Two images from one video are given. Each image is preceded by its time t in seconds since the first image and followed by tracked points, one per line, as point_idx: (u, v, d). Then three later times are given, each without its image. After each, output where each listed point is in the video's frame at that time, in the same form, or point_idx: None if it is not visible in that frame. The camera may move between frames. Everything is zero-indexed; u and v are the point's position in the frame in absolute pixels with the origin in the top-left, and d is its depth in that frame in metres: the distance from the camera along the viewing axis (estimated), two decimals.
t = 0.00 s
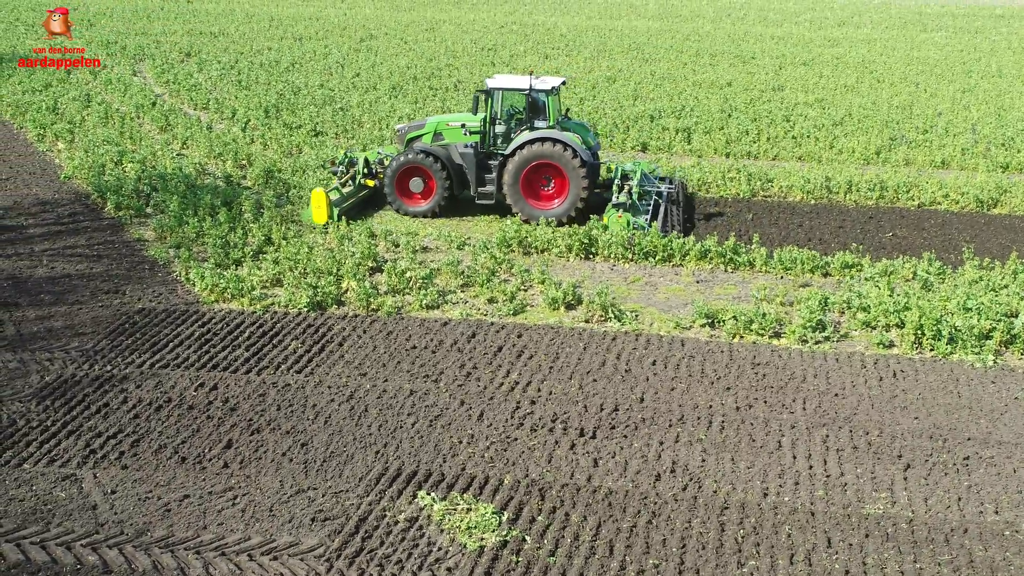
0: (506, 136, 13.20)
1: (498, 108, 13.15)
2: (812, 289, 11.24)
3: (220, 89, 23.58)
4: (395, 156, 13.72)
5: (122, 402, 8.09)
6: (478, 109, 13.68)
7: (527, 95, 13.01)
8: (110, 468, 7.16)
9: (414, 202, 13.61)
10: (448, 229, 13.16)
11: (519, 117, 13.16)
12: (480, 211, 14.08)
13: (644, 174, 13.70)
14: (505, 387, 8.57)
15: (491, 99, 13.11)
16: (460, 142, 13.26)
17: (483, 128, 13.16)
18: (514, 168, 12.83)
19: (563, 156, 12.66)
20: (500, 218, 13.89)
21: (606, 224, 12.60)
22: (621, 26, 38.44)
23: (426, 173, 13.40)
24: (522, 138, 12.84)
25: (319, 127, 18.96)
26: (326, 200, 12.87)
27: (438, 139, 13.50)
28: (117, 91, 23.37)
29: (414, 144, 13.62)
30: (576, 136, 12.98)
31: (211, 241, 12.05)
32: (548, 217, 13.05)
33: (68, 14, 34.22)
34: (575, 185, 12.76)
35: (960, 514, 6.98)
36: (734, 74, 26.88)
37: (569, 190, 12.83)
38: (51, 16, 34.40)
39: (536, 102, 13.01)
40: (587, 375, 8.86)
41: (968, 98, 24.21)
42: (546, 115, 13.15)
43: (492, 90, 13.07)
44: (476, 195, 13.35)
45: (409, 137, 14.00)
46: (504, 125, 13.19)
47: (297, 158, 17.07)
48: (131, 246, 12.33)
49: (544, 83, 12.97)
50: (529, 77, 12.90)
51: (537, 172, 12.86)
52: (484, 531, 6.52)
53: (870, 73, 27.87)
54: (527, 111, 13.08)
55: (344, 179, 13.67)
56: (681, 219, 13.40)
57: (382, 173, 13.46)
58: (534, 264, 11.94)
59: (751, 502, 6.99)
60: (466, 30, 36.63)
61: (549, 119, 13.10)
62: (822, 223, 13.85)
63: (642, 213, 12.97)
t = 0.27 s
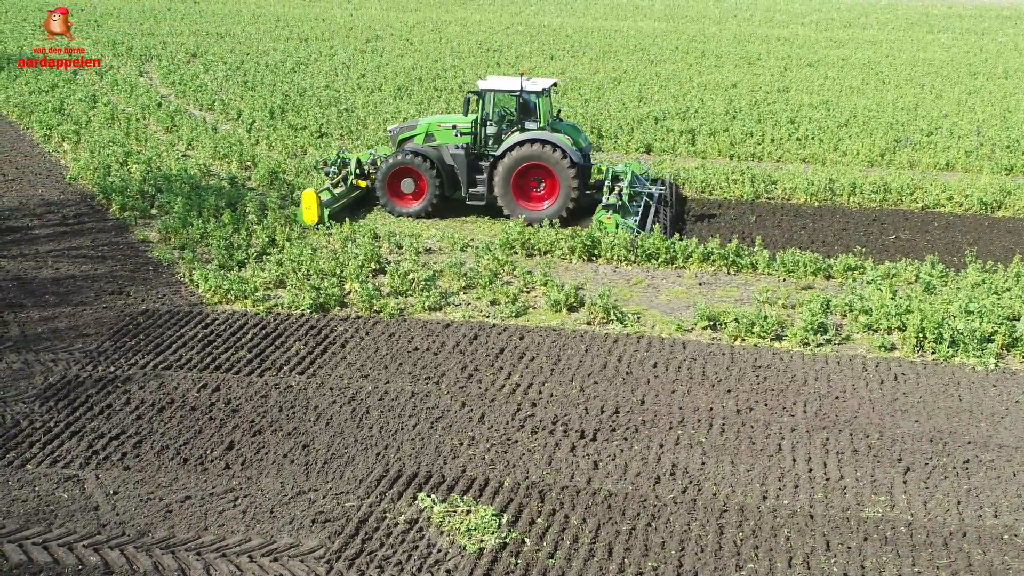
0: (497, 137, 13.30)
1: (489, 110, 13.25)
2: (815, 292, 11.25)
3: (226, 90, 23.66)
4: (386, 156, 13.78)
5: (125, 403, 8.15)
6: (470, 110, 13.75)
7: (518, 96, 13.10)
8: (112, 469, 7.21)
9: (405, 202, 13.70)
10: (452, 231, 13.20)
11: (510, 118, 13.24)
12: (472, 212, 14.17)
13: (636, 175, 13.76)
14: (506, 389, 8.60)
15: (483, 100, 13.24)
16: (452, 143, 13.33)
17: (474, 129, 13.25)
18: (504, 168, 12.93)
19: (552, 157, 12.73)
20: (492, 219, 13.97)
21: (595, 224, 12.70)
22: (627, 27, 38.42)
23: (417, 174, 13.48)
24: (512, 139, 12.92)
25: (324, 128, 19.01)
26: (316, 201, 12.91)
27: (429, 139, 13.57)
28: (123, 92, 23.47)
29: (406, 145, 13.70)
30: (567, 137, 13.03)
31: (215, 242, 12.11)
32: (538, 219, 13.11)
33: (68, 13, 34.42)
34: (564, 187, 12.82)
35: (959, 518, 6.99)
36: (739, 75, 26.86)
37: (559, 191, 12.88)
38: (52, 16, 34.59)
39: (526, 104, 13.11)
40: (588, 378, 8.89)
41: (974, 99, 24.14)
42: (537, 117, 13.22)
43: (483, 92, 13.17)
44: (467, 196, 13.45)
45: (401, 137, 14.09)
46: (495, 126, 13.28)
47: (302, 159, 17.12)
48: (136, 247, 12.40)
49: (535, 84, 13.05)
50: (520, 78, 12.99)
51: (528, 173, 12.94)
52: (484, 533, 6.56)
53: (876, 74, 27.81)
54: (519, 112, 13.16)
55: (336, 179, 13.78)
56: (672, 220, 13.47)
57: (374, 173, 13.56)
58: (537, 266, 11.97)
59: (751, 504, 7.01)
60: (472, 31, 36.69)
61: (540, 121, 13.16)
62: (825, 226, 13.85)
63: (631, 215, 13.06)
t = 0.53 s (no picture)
0: (488, 137, 13.40)
1: (481, 110, 13.33)
2: (817, 293, 11.25)
3: (232, 90, 23.73)
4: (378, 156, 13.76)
5: (128, 403, 8.19)
6: (462, 110, 13.82)
7: (509, 96, 13.14)
8: (113, 468, 7.25)
9: (396, 202, 13.74)
10: (455, 232, 13.23)
11: (502, 118, 13.30)
12: (463, 211, 14.23)
13: (625, 176, 13.76)
14: (507, 390, 8.62)
15: (474, 100, 13.30)
16: (443, 143, 13.37)
17: (465, 129, 13.31)
18: (495, 169, 12.96)
19: (543, 157, 12.75)
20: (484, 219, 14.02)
21: (584, 224, 12.61)
22: (633, 27, 38.41)
23: (409, 173, 13.53)
24: (503, 139, 12.95)
25: (329, 128, 19.06)
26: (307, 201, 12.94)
27: (421, 140, 13.54)
28: (130, 92, 23.56)
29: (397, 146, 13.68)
30: (558, 137, 13.04)
31: (219, 242, 12.16)
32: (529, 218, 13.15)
33: (66, 13, 34.61)
34: (555, 187, 12.84)
35: (958, 520, 6.99)
36: (745, 75, 26.84)
37: (549, 191, 12.90)
38: (51, 15, 34.77)
39: (518, 104, 13.15)
40: (589, 379, 8.91)
41: (980, 100, 24.08)
42: (529, 117, 13.24)
43: (475, 92, 13.23)
44: (458, 196, 13.51)
45: (392, 138, 14.04)
46: (487, 126, 13.37)
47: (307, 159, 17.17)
48: (140, 247, 12.45)
49: (526, 84, 13.08)
50: (511, 79, 13.01)
51: (518, 173, 12.96)
52: (483, 534, 6.58)
53: (883, 75, 27.75)
54: (510, 112, 13.21)
55: (327, 179, 13.83)
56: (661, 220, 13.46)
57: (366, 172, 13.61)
58: (540, 266, 11.99)
59: (750, 506, 7.02)
60: (479, 31, 36.74)
61: (531, 121, 13.20)
62: (829, 227, 13.84)
63: (620, 215, 13.03)
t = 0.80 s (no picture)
0: (481, 138, 13.43)
1: (474, 110, 13.37)
2: (822, 295, 11.24)
3: (239, 91, 23.80)
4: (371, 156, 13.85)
5: (132, 403, 8.23)
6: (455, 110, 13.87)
7: (503, 97, 13.19)
8: (118, 469, 7.28)
9: (389, 202, 13.77)
10: (461, 233, 13.24)
11: (495, 119, 13.35)
12: (456, 211, 14.27)
13: (618, 177, 13.77)
14: (511, 392, 8.64)
15: (468, 100, 13.34)
16: (436, 144, 13.45)
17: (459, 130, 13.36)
18: (488, 169, 12.99)
19: (536, 158, 12.79)
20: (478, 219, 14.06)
21: (575, 225, 12.57)
22: (640, 28, 38.39)
23: (402, 173, 13.55)
24: (496, 139, 12.99)
25: (335, 129, 19.09)
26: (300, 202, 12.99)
27: (415, 140, 13.67)
28: (138, 92, 23.65)
29: (391, 145, 13.77)
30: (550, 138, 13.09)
31: (225, 243, 12.20)
32: (522, 218, 13.21)
33: (65, 13, 34.79)
34: (548, 188, 12.89)
35: (961, 524, 6.97)
36: (752, 76, 26.81)
37: (542, 192, 12.96)
38: (51, 15, 34.92)
39: (511, 105, 13.21)
40: (593, 381, 8.91)
41: (989, 102, 23.99)
42: (522, 118, 13.30)
43: (468, 92, 13.28)
44: (451, 196, 13.56)
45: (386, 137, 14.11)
46: (480, 126, 13.41)
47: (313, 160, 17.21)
48: (146, 247, 12.50)
49: (519, 85, 13.15)
50: (503, 80, 13.08)
51: (512, 173, 13.00)
52: (485, 536, 6.60)
53: (891, 76, 27.67)
54: (503, 113, 13.27)
55: (322, 179, 13.88)
56: (654, 221, 13.46)
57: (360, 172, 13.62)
58: (545, 268, 12.01)
59: (752, 509, 7.02)
60: (486, 31, 36.78)
61: (524, 122, 13.26)
62: (834, 229, 13.81)
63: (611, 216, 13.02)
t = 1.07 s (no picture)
0: (476, 139, 13.51)
1: (470, 111, 13.43)
2: (830, 299, 11.20)
3: (247, 91, 23.86)
4: (366, 156, 13.88)
5: (139, 405, 8.26)
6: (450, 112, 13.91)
7: (498, 97, 13.26)
8: (124, 470, 7.31)
9: (384, 202, 13.79)
10: (468, 234, 13.25)
11: (490, 119, 13.41)
12: (451, 212, 14.30)
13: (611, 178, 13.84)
14: (516, 395, 8.64)
15: (463, 101, 13.41)
16: (431, 144, 13.48)
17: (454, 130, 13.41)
18: (483, 170, 13.02)
19: (530, 158, 12.81)
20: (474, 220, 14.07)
21: (568, 227, 12.57)
22: (649, 28, 38.36)
23: (397, 174, 13.57)
24: (491, 140, 13.02)
25: (343, 129, 19.12)
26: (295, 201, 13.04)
27: (410, 140, 13.66)
28: (147, 92, 23.74)
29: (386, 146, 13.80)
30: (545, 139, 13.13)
31: (232, 244, 12.24)
32: (516, 220, 13.23)
33: (66, 13, 34.98)
34: (542, 189, 12.92)
35: (968, 530, 6.94)
36: (761, 78, 26.76)
37: (536, 193, 12.99)
38: (50, 15, 35.07)
39: (506, 106, 13.29)
40: (598, 384, 8.91)
41: (999, 103, 23.88)
42: (516, 119, 13.37)
43: (464, 93, 13.33)
44: (445, 197, 13.58)
45: (381, 138, 14.16)
46: (475, 127, 13.50)
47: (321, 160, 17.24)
48: (154, 248, 12.54)
49: (514, 86, 13.24)
50: (498, 80, 13.15)
51: (506, 174, 13.03)
52: (490, 539, 6.60)
53: (901, 78, 27.58)
54: (498, 114, 13.34)
55: (317, 179, 13.95)
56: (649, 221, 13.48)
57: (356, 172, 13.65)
58: (552, 270, 12.00)
59: (758, 514, 7.01)
60: (494, 32, 36.82)
61: (518, 123, 13.33)
62: (842, 231, 13.77)
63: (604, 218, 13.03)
